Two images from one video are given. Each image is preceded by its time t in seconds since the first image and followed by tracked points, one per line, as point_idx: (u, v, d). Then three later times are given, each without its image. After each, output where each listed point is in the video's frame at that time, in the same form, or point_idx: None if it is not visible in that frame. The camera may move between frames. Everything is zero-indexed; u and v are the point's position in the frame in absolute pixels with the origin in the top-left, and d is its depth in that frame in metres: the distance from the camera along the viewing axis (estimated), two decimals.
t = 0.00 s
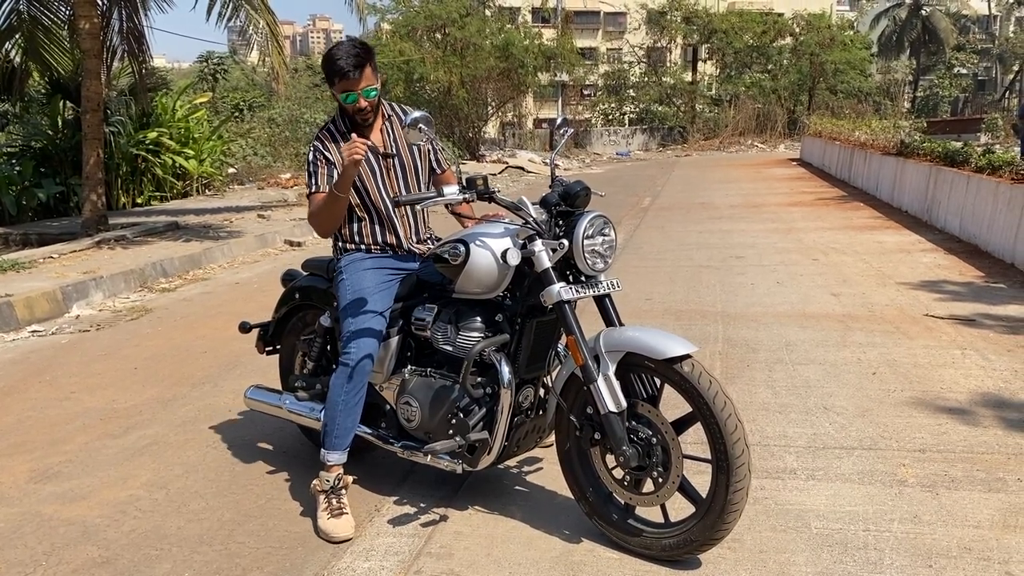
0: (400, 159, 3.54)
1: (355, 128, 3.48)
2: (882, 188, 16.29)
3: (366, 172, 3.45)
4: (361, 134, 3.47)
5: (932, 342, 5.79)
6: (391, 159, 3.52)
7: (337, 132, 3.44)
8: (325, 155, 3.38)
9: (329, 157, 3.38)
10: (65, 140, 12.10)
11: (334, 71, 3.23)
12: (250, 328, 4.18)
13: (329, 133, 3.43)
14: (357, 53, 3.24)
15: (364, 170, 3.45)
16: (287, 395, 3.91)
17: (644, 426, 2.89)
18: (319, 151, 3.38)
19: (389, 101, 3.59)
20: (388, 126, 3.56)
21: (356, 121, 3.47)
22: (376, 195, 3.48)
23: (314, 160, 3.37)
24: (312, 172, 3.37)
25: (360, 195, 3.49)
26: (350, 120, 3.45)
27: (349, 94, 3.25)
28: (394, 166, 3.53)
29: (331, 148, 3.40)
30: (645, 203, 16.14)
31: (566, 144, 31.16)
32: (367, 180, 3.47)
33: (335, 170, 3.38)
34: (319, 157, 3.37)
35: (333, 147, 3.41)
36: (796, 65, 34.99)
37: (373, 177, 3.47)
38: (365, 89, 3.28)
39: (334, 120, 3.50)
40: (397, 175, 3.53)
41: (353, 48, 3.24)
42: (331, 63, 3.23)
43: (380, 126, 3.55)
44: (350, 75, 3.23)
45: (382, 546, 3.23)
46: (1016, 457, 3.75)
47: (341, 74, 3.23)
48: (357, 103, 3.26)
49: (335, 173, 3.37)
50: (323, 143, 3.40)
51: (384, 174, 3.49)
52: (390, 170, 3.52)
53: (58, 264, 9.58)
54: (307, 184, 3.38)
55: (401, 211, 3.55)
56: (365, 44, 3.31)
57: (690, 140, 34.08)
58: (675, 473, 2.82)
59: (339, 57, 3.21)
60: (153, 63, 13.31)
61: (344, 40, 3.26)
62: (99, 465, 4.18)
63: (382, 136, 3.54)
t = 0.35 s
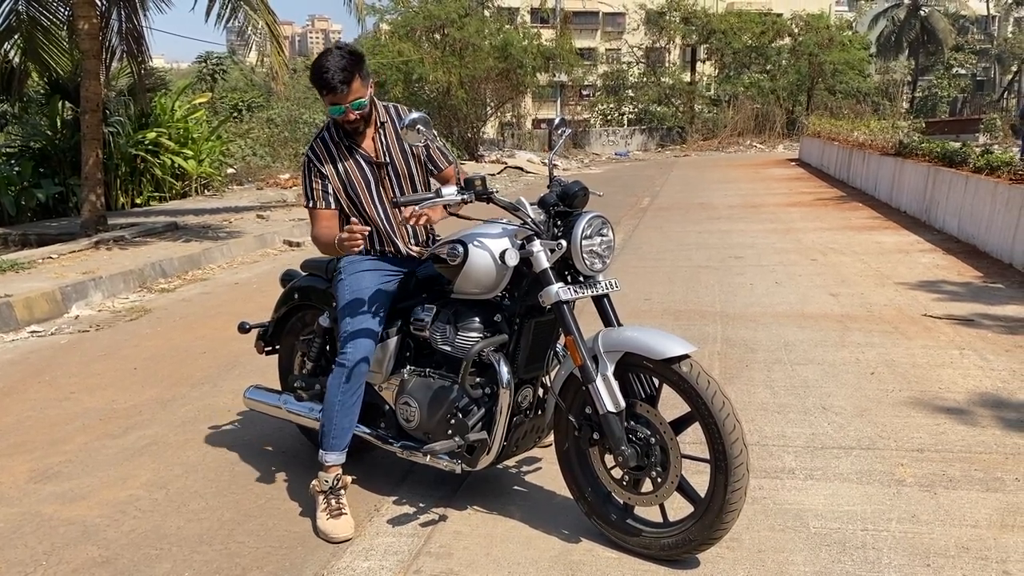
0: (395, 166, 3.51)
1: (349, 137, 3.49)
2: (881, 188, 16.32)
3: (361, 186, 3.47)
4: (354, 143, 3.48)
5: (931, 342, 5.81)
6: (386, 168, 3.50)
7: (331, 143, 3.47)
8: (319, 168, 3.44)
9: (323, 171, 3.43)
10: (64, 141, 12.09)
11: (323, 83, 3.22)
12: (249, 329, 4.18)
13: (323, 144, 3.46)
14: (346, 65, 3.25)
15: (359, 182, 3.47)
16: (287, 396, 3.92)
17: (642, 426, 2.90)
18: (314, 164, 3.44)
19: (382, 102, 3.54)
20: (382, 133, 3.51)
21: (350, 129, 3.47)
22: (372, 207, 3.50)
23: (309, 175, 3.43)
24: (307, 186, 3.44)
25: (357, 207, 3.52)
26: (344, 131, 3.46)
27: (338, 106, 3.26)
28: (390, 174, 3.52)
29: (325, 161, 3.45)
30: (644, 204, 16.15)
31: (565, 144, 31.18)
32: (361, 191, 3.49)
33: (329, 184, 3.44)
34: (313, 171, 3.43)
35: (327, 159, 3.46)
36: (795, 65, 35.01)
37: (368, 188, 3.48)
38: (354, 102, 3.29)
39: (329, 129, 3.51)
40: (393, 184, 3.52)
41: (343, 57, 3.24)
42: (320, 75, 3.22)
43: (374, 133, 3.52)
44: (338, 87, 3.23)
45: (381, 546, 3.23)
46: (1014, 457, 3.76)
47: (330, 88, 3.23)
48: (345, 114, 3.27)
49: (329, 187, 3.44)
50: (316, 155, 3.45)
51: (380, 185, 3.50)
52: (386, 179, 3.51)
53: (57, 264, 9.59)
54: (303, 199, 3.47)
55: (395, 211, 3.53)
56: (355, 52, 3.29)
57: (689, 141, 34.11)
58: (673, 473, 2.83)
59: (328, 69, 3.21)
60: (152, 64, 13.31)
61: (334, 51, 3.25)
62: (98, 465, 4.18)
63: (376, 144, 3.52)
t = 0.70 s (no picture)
0: (396, 170, 3.45)
1: (352, 137, 3.46)
2: (881, 186, 16.33)
3: (362, 190, 3.44)
4: (357, 144, 3.45)
5: (931, 340, 5.81)
6: (387, 172, 3.46)
7: (334, 143, 3.45)
8: (321, 168, 3.41)
9: (325, 170, 3.41)
10: (64, 139, 12.10)
11: (324, 62, 3.26)
12: (250, 327, 4.18)
13: (326, 142, 3.45)
14: (349, 50, 3.27)
15: (359, 182, 3.43)
16: (288, 394, 3.93)
17: (642, 424, 2.90)
18: (316, 162, 3.42)
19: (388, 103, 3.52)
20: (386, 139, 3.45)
21: (352, 129, 3.45)
22: (372, 210, 3.48)
23: (311, 174, 3.42)
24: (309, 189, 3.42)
25: (357, 209, 3.48)
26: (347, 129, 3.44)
27: (336, 83, 3.27)
28: (391, 178, 3.47)
29: (327, 160, 3.42)
30: (644, 202, 16.16)
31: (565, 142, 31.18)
32: (361, 192, 3.45)
33: (331, 185, 3.41)
34: (314, 170, 3.41)
35: (329, 159, 3.43)
36: (795, 63, 34.99)
37: (368, 190, 3.45)
38: (354, 81, 3.28)
39: (332, 129, 3.49)
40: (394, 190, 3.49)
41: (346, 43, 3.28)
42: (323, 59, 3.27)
43: (377, 136, 3.47)
44: (339, 65, 3.25)
45: (383, 543, 3.24)
46: (1014, 455, 3.77)
47: (331, 64, 3.25)
48: (344, 94, 3.26)
49: (332, 188, 3.41)
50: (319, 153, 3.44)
51: (381, 188, 3.47)
52: (387, 183, 3.47)
53: (57, 262, 9.59)
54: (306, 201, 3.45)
55: (395, 214, 3.53)
56: (361, 40, 3.33)
57: (689, 139, 34.08)
58: (674, 471, 2.83)
59: (331, 51, 3.24)
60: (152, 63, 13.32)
61: (337, 38, 3.30)
62: (100, 463, 4.19)
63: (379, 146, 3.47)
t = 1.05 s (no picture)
0: (405, 175, 3.41)
1: (366, 138, 3.43)
2: (882, 181, 16.31)
3: (369, 191, 3.42)
4: (369, 146, 3.41)
5: (932, 335, 5.81)
6: (397, 174, 3.41)
7: (346, 142, 3.43)
8: (330, 167, 3.41)
9: (332, 170, 3.40)
10: (64, 134, 12.12)
11: (346, 58, 3.24)
12: (251, 322, 4.19)
13: (338, 141, 3.43)
14: (371, 50, 3.24)
15: (367, 183, 3.41)
16: (289, 389, 3.93)
17: (643, 419, 2.91)
18: (325, 160, 3.42)
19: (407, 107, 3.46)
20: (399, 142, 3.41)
21: (367, 131, 3.41)
22: (378, 212, 3.45)
23: (319, 170, 3.42)
24: (316, 185, 3.43)
25: (362, 210, 3.47)
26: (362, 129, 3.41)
27: (355, 81, 3.22)
28: (400, 181, 3.43)
29: (337, 159, 3.41)
30: (644, 197, 16.16)
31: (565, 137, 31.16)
32: (369, 194, 3.43)
33: (338, 184, 3.41)
34: (323, 168, 3.41)
35: (339, 158, 3.42)
36: (796, 58, 34.91)
37: (376, 192, 3.42)
38: (374, 81, 3.24)
39: (349, 126, 3.47)
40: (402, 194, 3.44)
41: (370, 43, 3.26)
42: (345, 55, 3.25)
43: (391, 138, 3.42)
44: (359, 63, 3.21)
45: (384, 538, 3.25)
46: (1014, 450, 3.77)
47: (353, 62, 3.22)
48: (362, 93, 3.21)
49: (338, 187, 3.41)
50: (330, 151, 3.43)
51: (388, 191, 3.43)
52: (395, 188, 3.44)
53: (58, 257, 9.60)
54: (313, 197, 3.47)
55: (402, 217, 3.47)
56: (386, 42, 3.30)
57: (691, 134, 34.03)
58: (675, 466, 2.84)
59: (353, 50, 3.22)
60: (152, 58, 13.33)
61: (363, 37, 3.28)
62: (102, 457, 4.20)
63: (391, 150, 3.42)
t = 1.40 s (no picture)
0: (406, 168, 3.41)
1: (366, 131, 3.41)
2: (881, 173, 16.31)
3: (370, 183, 3.40)
4: (370, 138, 3.39)
5: (931, 326, 5.82)
6: (398, 166, 3.40)
7: (346, 133, 3.40)
8: (329, 159, 3.38)
9: (332, 162, 3.38)
10: (62, 127, 12.08)
11: (351, 48, 3.21)
12: (251, 313, 4.18)
13: (338, 133, 3.40)
14: (377, 40, 3.22)
15: (367, 175, 3.39)
16: (290, 379, 3.93)
17: (644, 409, 2.91)
18: (325, 152, 3.39)
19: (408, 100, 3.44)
20: (399, 133, 3.41)
21: (368, 123, 3.39)
22: (379, 204, 3.43)
23: (319, 162, 3.38)
24: (315, 177, 3.40)
25: (361, 202, 3.44)
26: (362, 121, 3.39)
27: (360, 71, 3.20)
28: (401, 173, 3.42)
29: (337, 151, 3.38)
30: (643, 189, 16.16)
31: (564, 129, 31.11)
32: (369, 186, 3.41)
33: (337, 176, 3.39)
34: (323, 160, 3.38)
35: (339, 148, 3.39)
36: (795, 50, 34.86)
37: (377, 184, 3.41)
38: (380, 72, 3.23)
39: (348, 117, 3.44)
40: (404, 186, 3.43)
41: (375, 34, 3.24)
42: (350, 45, 3.23)
43: (391, 130, 3.42)
44: (365, 54, 3.19)
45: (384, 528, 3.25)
46: (1012, 440, 3.77)
47: (358, 53, 3.19)
48: (368, 84, 3.20)
49: (337, 179, 3.39)
50: (330, 143, 3.39)
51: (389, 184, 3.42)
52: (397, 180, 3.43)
53: (56, 249, 9.58)
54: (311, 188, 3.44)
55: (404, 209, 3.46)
56: (391, 34, 3.28)
57: (690, 126, 33.96)
58: (675, 455, 2.85)
59: (358, 40, 3.20)
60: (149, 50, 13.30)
61: (368, 28, 3.25)
62: (102, 448, 4.20)
63: (393, 143, 3.41)
